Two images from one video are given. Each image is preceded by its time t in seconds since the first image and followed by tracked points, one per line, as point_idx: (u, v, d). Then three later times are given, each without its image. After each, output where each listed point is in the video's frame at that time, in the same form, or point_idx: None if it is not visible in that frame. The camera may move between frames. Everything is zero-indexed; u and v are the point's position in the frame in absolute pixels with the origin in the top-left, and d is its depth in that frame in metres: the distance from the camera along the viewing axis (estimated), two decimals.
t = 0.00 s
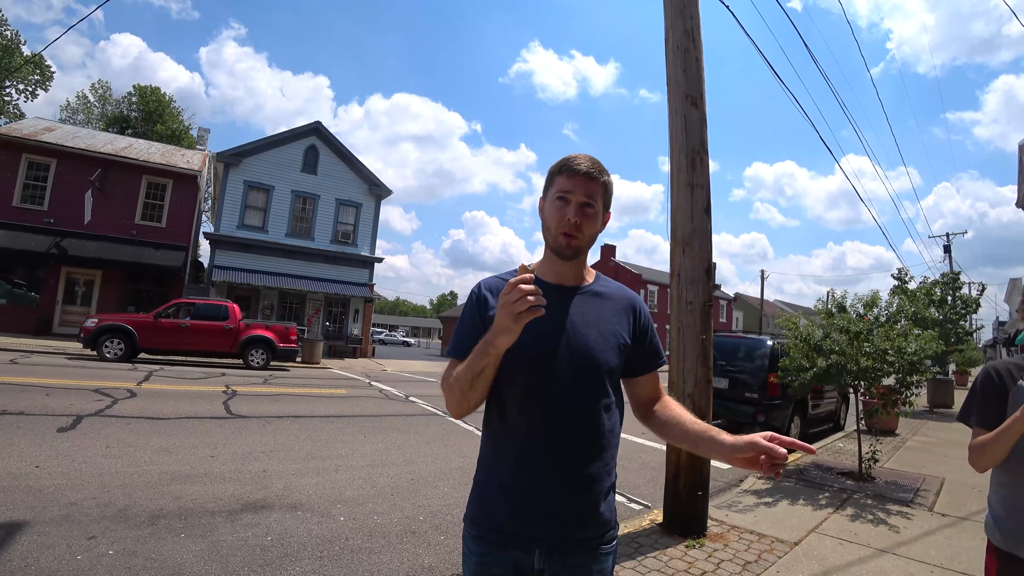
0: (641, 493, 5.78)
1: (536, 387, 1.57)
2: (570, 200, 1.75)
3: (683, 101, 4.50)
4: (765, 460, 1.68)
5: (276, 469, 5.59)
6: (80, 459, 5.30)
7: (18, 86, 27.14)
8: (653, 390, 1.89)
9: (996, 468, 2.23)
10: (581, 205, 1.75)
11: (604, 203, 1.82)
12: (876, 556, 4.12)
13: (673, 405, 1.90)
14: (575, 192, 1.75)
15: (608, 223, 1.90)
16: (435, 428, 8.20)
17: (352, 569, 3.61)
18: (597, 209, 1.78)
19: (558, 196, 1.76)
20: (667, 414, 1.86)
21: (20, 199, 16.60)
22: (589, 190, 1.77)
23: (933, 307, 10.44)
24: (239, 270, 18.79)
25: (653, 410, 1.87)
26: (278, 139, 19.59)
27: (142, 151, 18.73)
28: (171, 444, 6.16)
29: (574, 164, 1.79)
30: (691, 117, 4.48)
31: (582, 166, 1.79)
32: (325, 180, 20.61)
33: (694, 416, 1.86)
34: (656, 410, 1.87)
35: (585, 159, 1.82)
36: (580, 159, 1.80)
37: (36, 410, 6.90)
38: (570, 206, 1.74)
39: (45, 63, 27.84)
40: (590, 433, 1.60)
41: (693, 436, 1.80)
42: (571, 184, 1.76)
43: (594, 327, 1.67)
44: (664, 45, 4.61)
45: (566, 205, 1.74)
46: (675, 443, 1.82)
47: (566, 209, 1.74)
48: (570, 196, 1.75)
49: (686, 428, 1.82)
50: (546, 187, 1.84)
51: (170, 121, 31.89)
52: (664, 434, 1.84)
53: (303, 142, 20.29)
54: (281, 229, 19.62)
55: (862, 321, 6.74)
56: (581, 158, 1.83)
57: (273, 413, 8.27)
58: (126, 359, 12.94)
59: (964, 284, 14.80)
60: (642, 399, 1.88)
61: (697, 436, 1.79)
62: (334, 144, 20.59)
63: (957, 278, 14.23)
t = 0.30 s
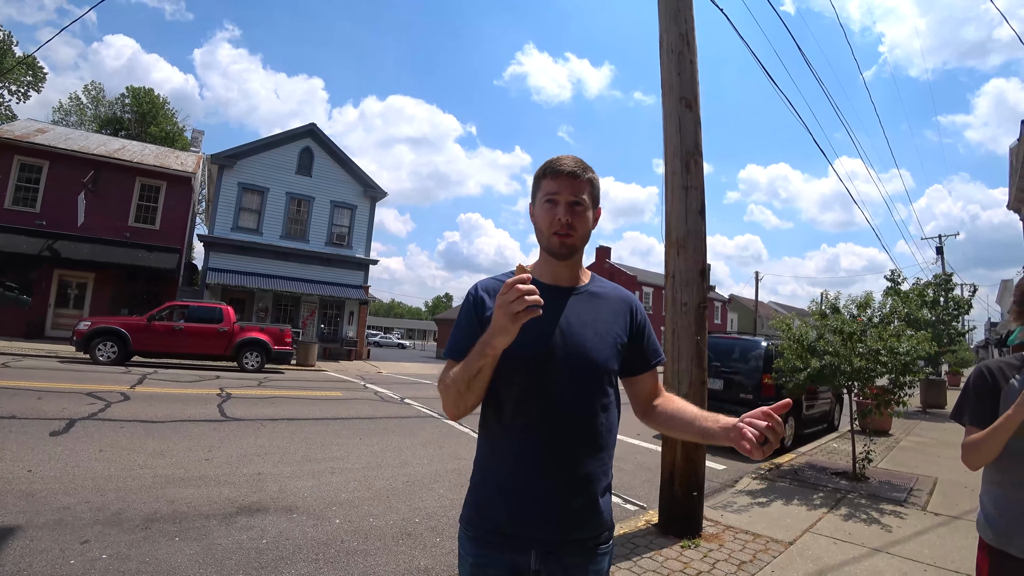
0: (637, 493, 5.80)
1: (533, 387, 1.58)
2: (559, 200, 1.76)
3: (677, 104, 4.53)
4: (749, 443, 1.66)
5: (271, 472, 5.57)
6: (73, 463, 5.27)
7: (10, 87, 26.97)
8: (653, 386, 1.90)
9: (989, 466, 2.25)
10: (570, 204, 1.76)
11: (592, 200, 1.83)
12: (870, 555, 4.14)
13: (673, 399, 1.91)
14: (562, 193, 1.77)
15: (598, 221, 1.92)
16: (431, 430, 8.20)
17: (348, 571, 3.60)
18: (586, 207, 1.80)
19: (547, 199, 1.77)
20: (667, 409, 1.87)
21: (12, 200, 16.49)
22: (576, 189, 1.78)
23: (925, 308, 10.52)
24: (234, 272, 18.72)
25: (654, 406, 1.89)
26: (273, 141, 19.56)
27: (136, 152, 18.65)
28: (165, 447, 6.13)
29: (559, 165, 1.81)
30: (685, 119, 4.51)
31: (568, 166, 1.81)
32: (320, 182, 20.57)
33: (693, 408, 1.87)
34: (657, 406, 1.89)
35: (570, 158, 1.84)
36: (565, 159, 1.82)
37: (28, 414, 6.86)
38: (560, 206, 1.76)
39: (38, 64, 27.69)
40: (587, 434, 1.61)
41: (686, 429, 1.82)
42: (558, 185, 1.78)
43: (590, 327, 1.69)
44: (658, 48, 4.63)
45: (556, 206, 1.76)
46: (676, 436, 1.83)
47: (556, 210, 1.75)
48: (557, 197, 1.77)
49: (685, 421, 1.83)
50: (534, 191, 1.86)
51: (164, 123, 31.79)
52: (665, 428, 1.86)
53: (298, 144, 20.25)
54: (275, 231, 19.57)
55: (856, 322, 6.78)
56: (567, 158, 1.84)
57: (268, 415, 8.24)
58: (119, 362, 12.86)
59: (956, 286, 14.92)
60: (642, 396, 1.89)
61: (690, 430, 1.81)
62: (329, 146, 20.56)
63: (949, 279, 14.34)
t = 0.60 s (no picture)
0: (633, 494, 5.80)
1: (528, 389, 1.57)
2: (555, 202, 1.76)
3: (673, 105, 4.53)
4: (733, 467, 1.63)
5: (266, 473, 5.55)
6: (66, 464, 5.24)
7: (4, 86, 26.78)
8: (646, 392, 1.90)
9: (985, 469, 2.25)
10: (567, 206, 1.76)
11: (589, 200, 1.83)
12: (865, 555, 4.15)
13: (664, 408, 1.90)
14: (558, 194, 1.76)
15: (595, 221, 1.91)
16: (427, 431, 8.18)
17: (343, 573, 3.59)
18: (583, 208, 1.79)
19: (543, 199, 1.77)
20: (656, 417, 1.87)
21: (6, 200, 16.38)
22: (573, 190, 1.78)
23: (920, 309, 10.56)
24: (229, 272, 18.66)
25: (644, 412, 1.89)
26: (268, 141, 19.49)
27: (130, 151, 18.57)
28: (159, 448, 6.09)
29: (556, 166, 1.80)
30: (681, 120, 4.52)
31: (565, 167, 1.80)
32: (316, 182, 20.52)
33: (684, 418, 1.86)
34: (647, 412, 1.88)
35: (568, 159, 1.83)
36: (563, 160, 1.82)
37: (21, 414, 6.81)
38: (556, 207, 1.75)
39: (32, 62, 27.52)
40: (584, 436, 1.61)
41: (671, 440, 1.82)
42: (554, 186, 1.77)
43: (587, 329, 1.68)
44: (655, 49, 4.63)
45: (553, 207, 1.75)
46: (665, 444, 1.82)
47: (552, 211, 1.75)
48: (554, 198, 1.76)
49: (674, 430, 1.82)
50: (531, 192, 1.85)
51: (159, 122, 31.66)
52: (654, 437, 1.85)
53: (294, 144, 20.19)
54: (271, 231, 19.50)
55: (850, 323, 6.81)
56: (564, 159, 1.84)
57: (263, 416, 8.21)
58: (113, 362, 12.80)
59: (950, 287, 14.98)
60: (635, 401, 1.89)
61: (676, 441, 1.81)
62: (325, 146, 20.51)
63: (943, 280, 14.40)
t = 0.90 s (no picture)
0: (629, 494, 5.81)
1: (528, 391, 1.57)
2: (549, 199, 1.76)
3: (670, 106, 4.54)
4: (750, 454, 1.66)
5: (262, 474, 5.53)
6: (60, 466, 5.21)
7: None
8: (649, 392, 1.91)
9: (979, 469, 2.26)
10: (561, 201, 1.76)
11: (581, 194, 1.83)
12: (861, 555, 4.17)
13: (669, 406, 1.92)
14: (550, 191, 1.77)
15: (590, 215, 1.91)
16: (423, 432, 8.17)
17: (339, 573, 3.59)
18: (577, 203, 1.80)
19: (537, 199, 1.77)
20: (662, 415, 1.88)
21: None
22: (564, 186, 1.78)
23: (914, 309, 10.62)
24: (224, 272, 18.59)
25: (649, 412, 1.90)
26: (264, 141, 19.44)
27: (125, 151, 18.48)
28: (154, 449, 6.07)
29: (546, 165, 1.81)
30: (678, 121, 4.53)
31: (552, 165, 1.81)
32: (312, 182, 20.48)
33: (690, 414, 1.88)
34: (652, 412, 1.89)
35: (555, 156, 1.84)
36: (551, 158, 1.82)
37: (14, 415, 6.77)
38: (550, 205, 1.75)
39: (25, 61, 27.37)
40: (584, 437, 1.61)
41: (680, 435, 1.82)
42: (545, 185, 1.78)
43: (587, 329, 1.68)
44: (651, 50, 4.65)
45: (547, 205, 1.76)
46: (673, 442, 1.84)
47: (547, 209, 1.75)
48: (547, 196, 1.77)
49: (682, 427, 1.84)
50: (522, 193, 1.86)
51: (154, 122, 31.55)
52: (662, 436, 1.86)
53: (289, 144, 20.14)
54: (266, 232, 19.44)
55: (845, 323, 6.84)
56: (552, 156, 1.84)
57: (259, 417, 8.18)
58: (108, 363, 12.73)
59: (944, 287, 15.07)
60: (638, 402, 1.90)
61: (685, 436, 1.82)
62: (321, 146, 20.47)
63: (937, 281, 14.48)
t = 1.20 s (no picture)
0: (625, 491, 5.82)
1: (518, 389, 1.57)
2: (541, 193, 1.76)
3: (665, 103, 4.54)
4: (750, 443, 1.68)
5: (258, 474, 5.52)
6: (53, 468, 5.17)
7: None
8: (642, 385, 1.90)
9: (973, 462, 2.27)
10: (553, 196, 1.76)
11: (574, 190, 1.83)
12: (856, 549, 4.19)
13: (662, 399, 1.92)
14: (543, 185, 1.77)
15: (582, 212, 1.92)
16: (419, 430, 8.16)
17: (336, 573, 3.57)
18: (569, 198, 1.80)
19: (528, 192, 1.77)
20: (657, 409, 1.88)
21: None
22: (557, 181, 1.78)
23: (908, 305, 10.68)
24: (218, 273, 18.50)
25: (644, 406, 1.89)
26: (258, 140, 19.33)
27: (117, 151, 18.35)
28: (148, 451, 6.03)
29: (540, 159, 1.81)
30: (672, 118, 4.52)
31: (546, 158, 1.81)
32: (306, 181, 20.40)
33: (684, 405, 1.89)
34: (647, 405, 1.89)
35: (549, 151, 1.84)
36: (545, 152, 1.82)
37: (6, 418, 6.72)
38: (542, 199, 1.75)
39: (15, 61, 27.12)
40: (578, 433, 1.60)
41: (677, 428, 1.83)
42: (538, 178, 1.78)
43: (578, 325, 1.68)
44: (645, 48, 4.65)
45: (538, 199, 1.75)
46: (670, 435, 1.83)
47: (538, 203, 1.75)
48: (539, 190, 1.76)
49: (679, 419, 1.84)
50: (515, 186, 1.86)
51: (146, 121, 31.34)
52: (658, 429, 1.86)
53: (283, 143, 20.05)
54: (261, 231, 19.36)
55: (839, 319, 6.87)
56: (546, 151, 1.84)
57: (254, 417, 8.15)
58: (101, 365, 12.65)
59: (937, 283, 15.16)
60: (632, 396, 1.89)
61: (681, 429, 1.83)
62: (315, 145, 20.40)
63: (930, 276, 14.57)
